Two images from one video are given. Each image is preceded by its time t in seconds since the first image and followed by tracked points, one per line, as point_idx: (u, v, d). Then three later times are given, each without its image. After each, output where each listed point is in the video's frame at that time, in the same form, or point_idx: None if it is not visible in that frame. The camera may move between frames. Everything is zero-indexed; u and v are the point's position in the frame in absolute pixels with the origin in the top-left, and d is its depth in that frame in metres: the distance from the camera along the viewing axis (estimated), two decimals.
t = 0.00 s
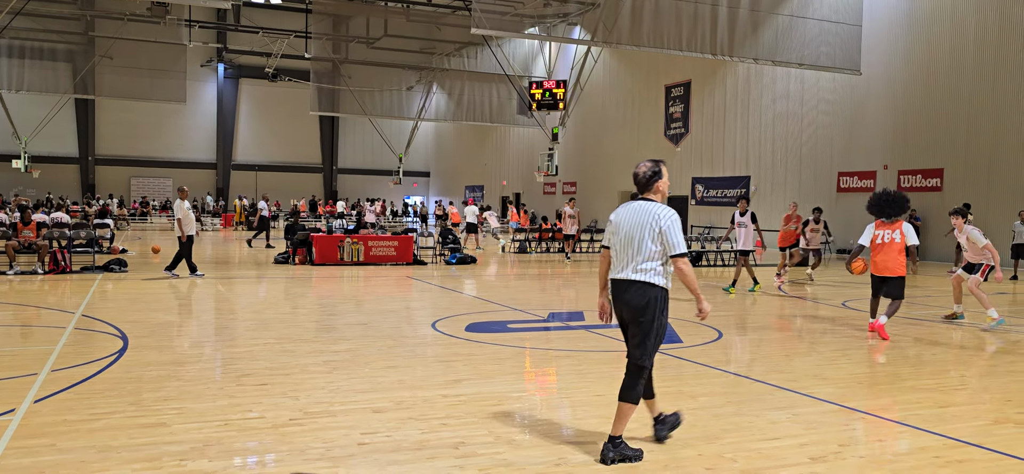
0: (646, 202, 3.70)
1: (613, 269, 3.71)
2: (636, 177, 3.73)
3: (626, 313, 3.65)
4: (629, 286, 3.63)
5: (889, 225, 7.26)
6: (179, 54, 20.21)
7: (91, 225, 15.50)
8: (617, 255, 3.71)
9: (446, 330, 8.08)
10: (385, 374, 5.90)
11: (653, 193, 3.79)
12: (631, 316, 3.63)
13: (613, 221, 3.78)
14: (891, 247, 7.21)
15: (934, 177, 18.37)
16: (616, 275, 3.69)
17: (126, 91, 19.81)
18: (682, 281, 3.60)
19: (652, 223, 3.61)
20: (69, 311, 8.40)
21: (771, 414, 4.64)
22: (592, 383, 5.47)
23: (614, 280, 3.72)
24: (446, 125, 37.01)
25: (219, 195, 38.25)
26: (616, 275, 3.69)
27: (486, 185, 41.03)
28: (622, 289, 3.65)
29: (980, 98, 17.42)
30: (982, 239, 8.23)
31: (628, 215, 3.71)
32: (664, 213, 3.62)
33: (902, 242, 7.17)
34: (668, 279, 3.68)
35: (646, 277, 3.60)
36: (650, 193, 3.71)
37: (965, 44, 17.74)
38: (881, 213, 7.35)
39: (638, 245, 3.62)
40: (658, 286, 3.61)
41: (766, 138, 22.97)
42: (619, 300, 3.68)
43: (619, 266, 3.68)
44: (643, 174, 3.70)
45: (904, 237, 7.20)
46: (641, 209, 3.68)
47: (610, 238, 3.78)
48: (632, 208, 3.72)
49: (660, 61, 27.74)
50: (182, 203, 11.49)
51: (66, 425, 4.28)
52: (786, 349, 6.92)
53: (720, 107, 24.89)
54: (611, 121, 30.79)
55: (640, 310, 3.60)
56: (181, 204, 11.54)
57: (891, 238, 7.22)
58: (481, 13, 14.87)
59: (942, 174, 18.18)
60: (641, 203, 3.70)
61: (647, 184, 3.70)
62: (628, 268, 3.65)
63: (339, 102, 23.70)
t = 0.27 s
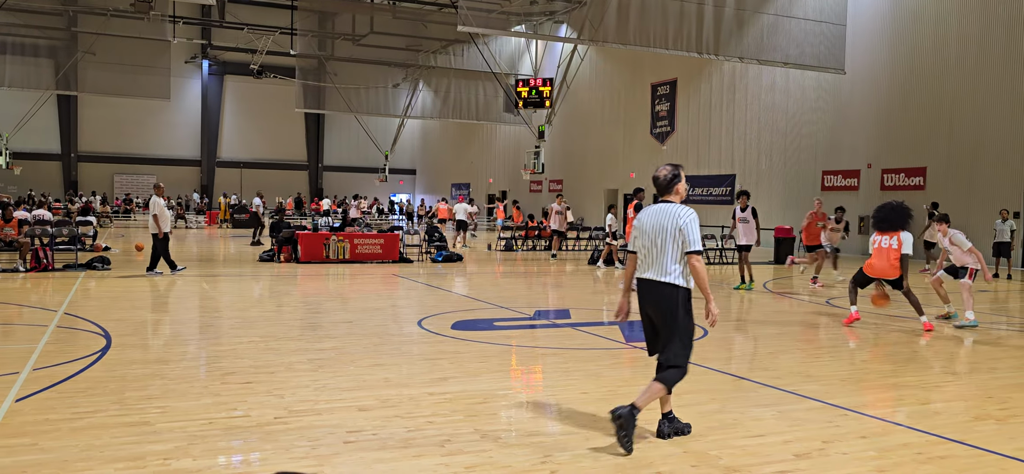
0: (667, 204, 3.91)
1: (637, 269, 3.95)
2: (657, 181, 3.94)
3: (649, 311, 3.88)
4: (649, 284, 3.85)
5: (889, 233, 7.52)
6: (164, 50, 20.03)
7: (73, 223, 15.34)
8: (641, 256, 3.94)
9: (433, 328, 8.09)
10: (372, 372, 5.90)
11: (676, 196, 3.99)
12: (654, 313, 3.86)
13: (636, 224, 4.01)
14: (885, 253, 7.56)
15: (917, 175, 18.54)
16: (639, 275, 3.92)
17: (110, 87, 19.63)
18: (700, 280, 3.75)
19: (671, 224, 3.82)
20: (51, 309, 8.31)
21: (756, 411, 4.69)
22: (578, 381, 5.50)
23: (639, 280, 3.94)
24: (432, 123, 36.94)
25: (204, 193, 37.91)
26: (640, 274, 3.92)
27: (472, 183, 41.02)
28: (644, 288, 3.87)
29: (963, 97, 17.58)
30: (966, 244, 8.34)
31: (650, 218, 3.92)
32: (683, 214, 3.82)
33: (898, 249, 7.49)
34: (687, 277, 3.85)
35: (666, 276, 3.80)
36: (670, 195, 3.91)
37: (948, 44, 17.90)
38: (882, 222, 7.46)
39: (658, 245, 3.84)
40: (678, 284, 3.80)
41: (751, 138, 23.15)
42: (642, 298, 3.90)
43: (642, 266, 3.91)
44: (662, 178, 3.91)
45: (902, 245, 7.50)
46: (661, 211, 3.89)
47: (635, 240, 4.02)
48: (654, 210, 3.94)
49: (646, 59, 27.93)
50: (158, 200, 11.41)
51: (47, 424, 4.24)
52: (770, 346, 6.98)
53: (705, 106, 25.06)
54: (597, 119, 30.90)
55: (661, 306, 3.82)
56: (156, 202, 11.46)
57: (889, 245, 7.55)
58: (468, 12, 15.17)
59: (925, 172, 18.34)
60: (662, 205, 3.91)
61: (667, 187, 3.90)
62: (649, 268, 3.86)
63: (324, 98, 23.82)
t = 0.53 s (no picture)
0: (678, 201, 4.09)
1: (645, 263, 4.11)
2: (670, 178, 4.12)
3: (651, 303, 4.02)
4: (656, 276, 4.01)
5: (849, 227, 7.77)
6: (137, 48, 19.76)
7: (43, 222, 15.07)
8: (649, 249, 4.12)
9: (410, 327, 8.08)
10: (349, 371, 5.89)
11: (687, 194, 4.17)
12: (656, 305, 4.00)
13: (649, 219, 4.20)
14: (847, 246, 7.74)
15: (889, 174, 18.76)
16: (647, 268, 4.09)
17: (82, 84, 19.34)
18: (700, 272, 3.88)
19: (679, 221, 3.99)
20: (20, 310, 8.17)
21: (732, 408, 4.75)
22: (556, 379, 5.55)
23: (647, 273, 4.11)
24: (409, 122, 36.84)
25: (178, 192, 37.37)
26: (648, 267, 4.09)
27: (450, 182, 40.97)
28: (651, 279, 4.03)
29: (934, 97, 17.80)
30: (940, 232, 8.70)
31: (662, 213, 4.10)
32: (691, 211, 3.98)
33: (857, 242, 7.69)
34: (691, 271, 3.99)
35: (670, 268, 3.96)
36: (682, 193, 4.09)
37: (917, 44, 18.12)
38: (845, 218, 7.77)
39: (665, 238, 4.00)
40: (679, 276, 3.95)
41: (727, 136, 23.41)
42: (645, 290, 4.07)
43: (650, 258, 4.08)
44: (676, 176, 4.09)
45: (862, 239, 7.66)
46: (672, 206, 4.07)
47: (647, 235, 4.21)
48: (665, 206, 4.12)
49: (622, 58, 28.17)
50: (124, 199, 11.28)
51: (17, 427, 4.18)
52: (745, 344, 7.08)
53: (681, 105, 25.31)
54: (575, 118, 31.04)
55: (668, 298, 3.96)
56: (122, 201, 11.34)
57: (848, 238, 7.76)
58: (445, 10, 15.22)
59: (897, 171, 18.57)
60: (673, 201, 4.08)
61: (680, 186, 4.09)
62: (657, 261, 4.03)
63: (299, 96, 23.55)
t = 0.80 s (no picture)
0: (688, 211, 4.14)
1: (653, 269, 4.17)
2: (681, 188, 4.17)
3: (659, 308, 4.08)
4: (666, 282, 4.06)
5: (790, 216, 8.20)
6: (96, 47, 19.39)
7: None
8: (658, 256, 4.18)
9: (376, 329, 8.07)
10: (317, 374, 5.87)
11: (695, 203, 4.23)
12: (665, 311, 4.06)
13: (658, 227, 4.25)
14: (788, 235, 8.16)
15: (849, 174, 19.07)
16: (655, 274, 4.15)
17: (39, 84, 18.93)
18: (711, 280, 3.96)
19: (690, 230, 4.04)
20: None
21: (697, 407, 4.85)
22: (523, 379, 5.61)
23: (656, 280, 4.17)
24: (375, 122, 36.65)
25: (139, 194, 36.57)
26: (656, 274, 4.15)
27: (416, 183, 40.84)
28: (660, 286, 4.09)
29: (893, 97, 18.13)
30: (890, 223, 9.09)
31: (672, 221, 4.16)
32: (702, 220, 4.04)
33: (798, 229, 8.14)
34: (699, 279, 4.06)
35: (680, 276, 4.03)
36: (691, 203, 4.14)
37: (877, 46, 18.45)
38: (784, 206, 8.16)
39: (676, 246, 4.07)
40: (689, 283, 4.01)
41: (693, 136, 23.79)
42: (655, 296, 4.12)
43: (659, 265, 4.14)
44: (687, 186, 4.14)
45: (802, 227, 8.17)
46: (682, 216, 4.13)
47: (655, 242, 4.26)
48: (675, 215, 4.18)
49: (588, 59, 28.44)
50: (74, 201, 11.15)
51: None
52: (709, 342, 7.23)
53: (647, 106, 25.66)
54: (542, 118, 31.18)
55: (675, 305, 4.02)
56: (74, 203, 11.21)
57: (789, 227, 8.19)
58: (410, 10, 15.17)
59: (857, 171, 18.88)
60: (683, 211, 4.14)
61: (690, 195, 4.13)
62: (666, 269, 4.09)
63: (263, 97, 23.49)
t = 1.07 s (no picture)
0: (688, 202, 4.36)
1: (660, 258, 4.33)
2: (683, 181, 4.38)
3: (668, 296, 4.31)
4: (671, 272, 4.27)
5: (727, 223, 8.45)
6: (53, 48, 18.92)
7: None
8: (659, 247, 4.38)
9: (343, 332, 8.05)
10: (284, 378, 5.85)
11: (692, 194, 4.46)
12: (673, 298, 4.29)
13: (656, 218, 4.44)
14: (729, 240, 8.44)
15: (812, 174, 19.45)
16: (659, 264, 4.35)
17: None
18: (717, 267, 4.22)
19: (691, 221, 4.26)
20: None
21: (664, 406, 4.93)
22: (491, 381, 5.66)
23: (664, 268, 4.31)
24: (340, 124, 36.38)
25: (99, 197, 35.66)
26: (660, 264, 4.36)
27: (382, 185, 40.63)
28: (665, 275, 4.31)
29: (853, 98, 18.52)
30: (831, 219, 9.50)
31: (672, 212, 4.36)
32: (702, 211, 4.27)
33: (737, 233, 8.40)
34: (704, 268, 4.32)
35: (685, 265, 4.24)
36: (691, 194, 4.37)
37: (837, 48, 18.83)
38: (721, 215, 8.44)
39: (679, 237, 4.27)
40: (696, 271, 4.24)
41: (658, 137, 24.07)
42: (662, 285, 4.34)
43: (662, 256, 4.34)
44: (688, 179, 4.37)
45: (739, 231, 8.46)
46: (682, 207, 4.34)
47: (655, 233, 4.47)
48: (674, 206, 4.38)
49: (553, 61, 28.65)
50: (19, 206, 11.03)
51: None
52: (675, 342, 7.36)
53: (611, 108, 25.96)
54: (508, 120, 31.25)
55: (689, 292, 4.23)
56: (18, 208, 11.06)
57: (728, 232, 8.45)
58: (375, 11, 15.15)
59: (820, 171, 19.26)
60: (687, 202, 4.34)
61: (689, 187, 4.36)
62: (678, 258, 4.26)
63: (226, 99, 23.07)
